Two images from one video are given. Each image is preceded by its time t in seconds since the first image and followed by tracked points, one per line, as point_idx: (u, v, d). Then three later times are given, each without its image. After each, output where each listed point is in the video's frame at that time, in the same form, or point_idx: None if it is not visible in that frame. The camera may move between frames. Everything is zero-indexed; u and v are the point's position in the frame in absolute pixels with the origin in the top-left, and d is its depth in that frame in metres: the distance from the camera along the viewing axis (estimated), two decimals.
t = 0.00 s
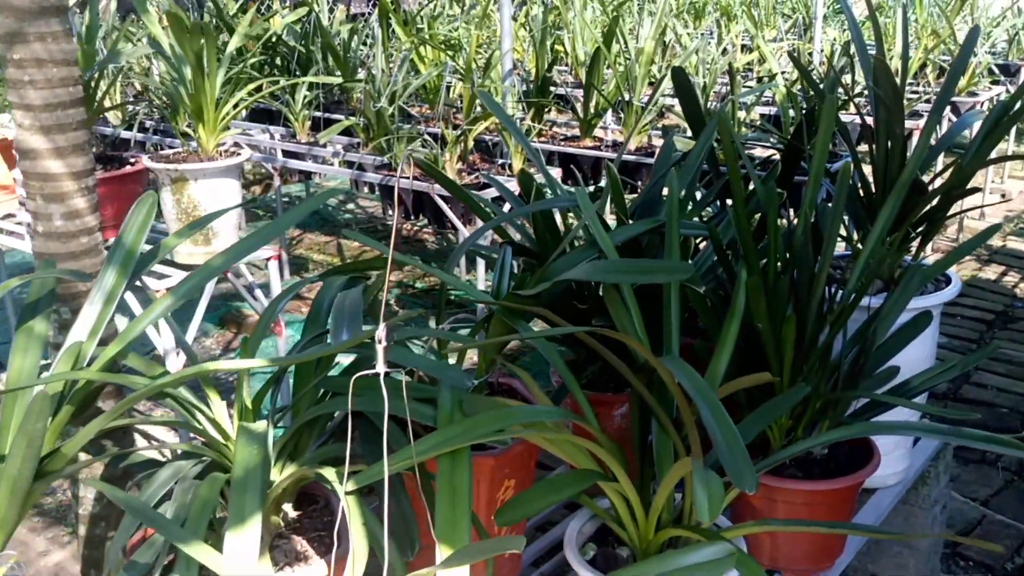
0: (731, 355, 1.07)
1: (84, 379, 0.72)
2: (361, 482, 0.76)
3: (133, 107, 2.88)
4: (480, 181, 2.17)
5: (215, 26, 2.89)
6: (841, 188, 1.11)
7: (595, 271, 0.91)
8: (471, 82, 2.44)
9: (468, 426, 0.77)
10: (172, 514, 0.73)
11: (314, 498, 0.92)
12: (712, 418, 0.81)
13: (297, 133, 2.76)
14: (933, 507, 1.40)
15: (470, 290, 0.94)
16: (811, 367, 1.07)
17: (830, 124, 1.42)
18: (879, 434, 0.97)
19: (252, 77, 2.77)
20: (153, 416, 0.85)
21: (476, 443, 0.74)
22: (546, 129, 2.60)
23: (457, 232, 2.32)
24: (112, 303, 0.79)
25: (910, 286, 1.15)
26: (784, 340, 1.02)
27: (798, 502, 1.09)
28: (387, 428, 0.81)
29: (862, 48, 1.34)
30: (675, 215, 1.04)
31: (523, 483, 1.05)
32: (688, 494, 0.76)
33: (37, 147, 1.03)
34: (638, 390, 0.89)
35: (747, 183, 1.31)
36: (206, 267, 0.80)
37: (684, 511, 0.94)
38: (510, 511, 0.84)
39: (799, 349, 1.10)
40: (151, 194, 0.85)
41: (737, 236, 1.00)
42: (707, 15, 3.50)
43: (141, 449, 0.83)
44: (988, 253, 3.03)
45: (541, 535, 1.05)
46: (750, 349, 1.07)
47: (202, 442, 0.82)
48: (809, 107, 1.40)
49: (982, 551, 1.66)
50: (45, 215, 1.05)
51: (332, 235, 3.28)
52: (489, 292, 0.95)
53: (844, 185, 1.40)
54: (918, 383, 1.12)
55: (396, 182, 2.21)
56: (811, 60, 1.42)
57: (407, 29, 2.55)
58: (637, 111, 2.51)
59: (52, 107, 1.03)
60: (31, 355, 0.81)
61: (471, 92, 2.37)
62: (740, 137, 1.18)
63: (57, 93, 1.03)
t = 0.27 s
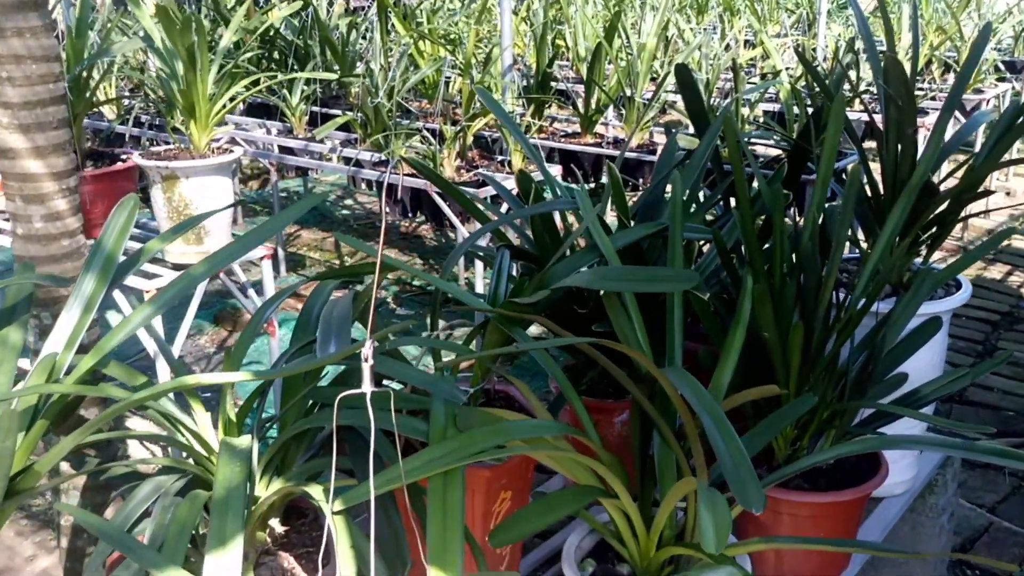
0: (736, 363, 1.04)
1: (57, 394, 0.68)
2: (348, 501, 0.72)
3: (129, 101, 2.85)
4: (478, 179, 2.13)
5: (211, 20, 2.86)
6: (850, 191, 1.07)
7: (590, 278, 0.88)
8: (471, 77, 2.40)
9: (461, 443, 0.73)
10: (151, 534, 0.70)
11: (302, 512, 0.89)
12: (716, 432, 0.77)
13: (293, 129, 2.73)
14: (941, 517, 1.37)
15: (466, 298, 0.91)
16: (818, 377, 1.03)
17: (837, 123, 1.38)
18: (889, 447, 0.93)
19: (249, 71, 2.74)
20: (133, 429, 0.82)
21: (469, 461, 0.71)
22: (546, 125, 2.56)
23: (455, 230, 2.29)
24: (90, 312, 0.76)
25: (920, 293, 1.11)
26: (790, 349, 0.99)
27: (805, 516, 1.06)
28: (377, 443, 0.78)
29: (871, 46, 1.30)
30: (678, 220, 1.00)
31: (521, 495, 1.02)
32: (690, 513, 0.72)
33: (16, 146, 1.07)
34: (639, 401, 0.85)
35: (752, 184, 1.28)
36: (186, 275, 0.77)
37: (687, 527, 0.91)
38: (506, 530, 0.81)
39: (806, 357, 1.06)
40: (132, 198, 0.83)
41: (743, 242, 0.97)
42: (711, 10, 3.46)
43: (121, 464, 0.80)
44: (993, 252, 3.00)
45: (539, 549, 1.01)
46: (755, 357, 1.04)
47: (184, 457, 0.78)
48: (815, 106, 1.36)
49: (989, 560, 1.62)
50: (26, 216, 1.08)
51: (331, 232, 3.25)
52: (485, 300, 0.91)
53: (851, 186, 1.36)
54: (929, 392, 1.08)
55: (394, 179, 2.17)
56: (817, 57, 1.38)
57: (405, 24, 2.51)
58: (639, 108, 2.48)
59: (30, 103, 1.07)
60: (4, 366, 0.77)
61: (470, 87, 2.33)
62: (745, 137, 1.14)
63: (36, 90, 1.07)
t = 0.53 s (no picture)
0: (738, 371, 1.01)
1: (35, 404, 0.65)
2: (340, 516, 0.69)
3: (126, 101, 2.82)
4: (478, 180, 2.11)
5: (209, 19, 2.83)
6: (859, 193, 1.04)
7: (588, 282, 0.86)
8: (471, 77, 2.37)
9: (458, 455, 0.71)
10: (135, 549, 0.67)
11: (295, 523, 0.87)
12: (723, 443, 0.74)
13: (292, 129, 2.70)
14: (950, 525, 1.34)
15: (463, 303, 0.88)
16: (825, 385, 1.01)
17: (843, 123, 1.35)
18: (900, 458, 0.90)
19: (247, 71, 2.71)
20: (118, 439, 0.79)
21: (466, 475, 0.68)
22: (547, 125, 2.54)
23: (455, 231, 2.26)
24: (73, 318, 0.73)
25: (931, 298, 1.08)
26: (797, 356, 0.96)
27: (811, 526, 1.03)
28: (370, 454, 0.75)
29: (879, 44, 1.27)
30: (682, 223, 0.98)
31: (521, 505, 0.99)
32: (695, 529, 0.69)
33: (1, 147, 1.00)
34: (642, 411, 0.82)
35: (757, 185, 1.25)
36: (173, 280, 0.74)
37: (692, 540, 0.88)
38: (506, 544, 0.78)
39: (812, 364, 1.04)
40: (118, 201, 0.80)
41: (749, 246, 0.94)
42: (713, 10, 3.43)
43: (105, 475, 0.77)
44: (999, 254, 2.97)
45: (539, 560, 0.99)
46: (761, 364, 1.01)
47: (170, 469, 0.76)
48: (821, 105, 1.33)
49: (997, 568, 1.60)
50: (9, 220, 1.02)
51: (331, 233, 3.23)
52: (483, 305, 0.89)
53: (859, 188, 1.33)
54: (940, 398, 1.06)
55: (393, 180, 2.15)
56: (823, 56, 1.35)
57: (405, 23, 2.48)
58: (641, 108, 2.45)
59: (15, 102, 1.01)
60: None
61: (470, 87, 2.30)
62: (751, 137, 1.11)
63: (20, 88, 1.01)
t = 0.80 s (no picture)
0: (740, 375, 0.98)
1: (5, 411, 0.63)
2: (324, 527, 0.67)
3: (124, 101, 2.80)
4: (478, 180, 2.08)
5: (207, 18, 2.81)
6: (864, 192, 1.01)
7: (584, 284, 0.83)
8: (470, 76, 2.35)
9: (447, 464, 0.68)
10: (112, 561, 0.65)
11: (284, 532, 0.84)
12: (722, 450, 0.72)
13: (290, 129, 2.68)
14: (958, 532, 1.31)
15: (455, 307, 0.85)
16: (830, 390, 0.98)
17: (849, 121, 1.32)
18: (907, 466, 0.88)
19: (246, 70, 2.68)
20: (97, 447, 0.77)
21: (454, 485, 0.65)
22: (548, 125, 2.51)
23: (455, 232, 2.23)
24: (50, 320, 0.70)
25: (938, 300, 1.06)
26: (801, 360, 0.93)
27: (815, 534, 1.01)
28: (358, 462, 0.72)
29: (885, 40, 1.24)
30: (682, 223, 0.95)
31: (517, 513, 0.97)
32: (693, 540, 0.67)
33: None
34: (640, 417, 0.80)
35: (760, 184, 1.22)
36: (153, 281, 0.71)
37: (692, 550, 0.85)
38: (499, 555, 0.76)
39: (816, 369, 1.01)
40: (96, 199, 0.78)
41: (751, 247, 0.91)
42: (716, 9, 3.41)
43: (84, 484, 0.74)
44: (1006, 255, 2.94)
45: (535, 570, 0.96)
46: (764, 368, 0.98)
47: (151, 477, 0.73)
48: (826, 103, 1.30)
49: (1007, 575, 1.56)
50: None
51: (331, 233, 3.22)
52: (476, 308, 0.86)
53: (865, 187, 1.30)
54: (948, 403, 1.03)
55: (391, 180, 2.12)
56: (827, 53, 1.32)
57: (404, 22, 2.46)
58: (642, 107, 2.43)
59: None
60: None
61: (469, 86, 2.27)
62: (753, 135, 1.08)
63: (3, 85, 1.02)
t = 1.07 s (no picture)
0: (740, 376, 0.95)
1: None
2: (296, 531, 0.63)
3: (122, 103, 2.78)
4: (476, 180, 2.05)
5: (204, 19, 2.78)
6: (868, 186, 0.97)
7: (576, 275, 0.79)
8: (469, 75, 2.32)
9: (426, 466, 0.65)
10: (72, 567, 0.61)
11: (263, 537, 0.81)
12: (718, 450, 0.68)
13: (288, 130, 2.65)
14: (966, 539, 1.27)
15: (440, 303, 0.82)
16: (832, 391, 0.95)
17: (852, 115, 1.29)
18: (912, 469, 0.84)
19: (244, 71, 2.66)
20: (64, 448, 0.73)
21: (433, 487, 0.62)
22: (548, 125, 2.48)
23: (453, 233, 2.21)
24: (9, 315, 0.68)
25: (945, 298, 1.02)
26: (802, 359, 0.90)
27: (817, 539, 0.97)
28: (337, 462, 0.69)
29: (889, 30, 1.20)
30: (679, 218, 0.91)
31: (508, 517, 0.93)
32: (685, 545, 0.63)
33: None
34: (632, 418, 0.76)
35: (761, 179, 1.18)
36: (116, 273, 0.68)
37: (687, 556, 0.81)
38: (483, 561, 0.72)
39: (818, 369, 0.97)
40: (61, 191, 0.75)
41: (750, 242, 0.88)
42: (719, 10, 3.38)
43: (49, 486, 0.71)
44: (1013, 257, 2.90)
45: None
46: (764, 367, 0.94)
47: (119, 480, 0.70)
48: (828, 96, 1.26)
49: None
50: None
51: (332, 236, 3.21)
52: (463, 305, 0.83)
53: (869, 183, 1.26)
54: (955, 405, 1.00)
55: (388, 180, 2.09)
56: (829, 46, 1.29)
57: (402, 21, 2.43)
58: (643, 106, 2.40)
59: None
60: None
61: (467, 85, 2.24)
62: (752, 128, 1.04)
63: None
